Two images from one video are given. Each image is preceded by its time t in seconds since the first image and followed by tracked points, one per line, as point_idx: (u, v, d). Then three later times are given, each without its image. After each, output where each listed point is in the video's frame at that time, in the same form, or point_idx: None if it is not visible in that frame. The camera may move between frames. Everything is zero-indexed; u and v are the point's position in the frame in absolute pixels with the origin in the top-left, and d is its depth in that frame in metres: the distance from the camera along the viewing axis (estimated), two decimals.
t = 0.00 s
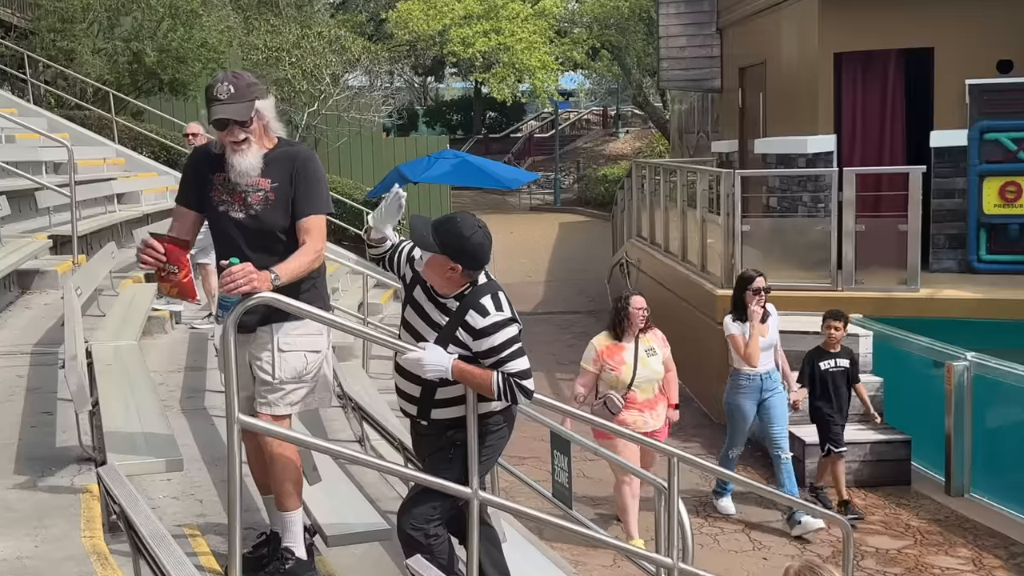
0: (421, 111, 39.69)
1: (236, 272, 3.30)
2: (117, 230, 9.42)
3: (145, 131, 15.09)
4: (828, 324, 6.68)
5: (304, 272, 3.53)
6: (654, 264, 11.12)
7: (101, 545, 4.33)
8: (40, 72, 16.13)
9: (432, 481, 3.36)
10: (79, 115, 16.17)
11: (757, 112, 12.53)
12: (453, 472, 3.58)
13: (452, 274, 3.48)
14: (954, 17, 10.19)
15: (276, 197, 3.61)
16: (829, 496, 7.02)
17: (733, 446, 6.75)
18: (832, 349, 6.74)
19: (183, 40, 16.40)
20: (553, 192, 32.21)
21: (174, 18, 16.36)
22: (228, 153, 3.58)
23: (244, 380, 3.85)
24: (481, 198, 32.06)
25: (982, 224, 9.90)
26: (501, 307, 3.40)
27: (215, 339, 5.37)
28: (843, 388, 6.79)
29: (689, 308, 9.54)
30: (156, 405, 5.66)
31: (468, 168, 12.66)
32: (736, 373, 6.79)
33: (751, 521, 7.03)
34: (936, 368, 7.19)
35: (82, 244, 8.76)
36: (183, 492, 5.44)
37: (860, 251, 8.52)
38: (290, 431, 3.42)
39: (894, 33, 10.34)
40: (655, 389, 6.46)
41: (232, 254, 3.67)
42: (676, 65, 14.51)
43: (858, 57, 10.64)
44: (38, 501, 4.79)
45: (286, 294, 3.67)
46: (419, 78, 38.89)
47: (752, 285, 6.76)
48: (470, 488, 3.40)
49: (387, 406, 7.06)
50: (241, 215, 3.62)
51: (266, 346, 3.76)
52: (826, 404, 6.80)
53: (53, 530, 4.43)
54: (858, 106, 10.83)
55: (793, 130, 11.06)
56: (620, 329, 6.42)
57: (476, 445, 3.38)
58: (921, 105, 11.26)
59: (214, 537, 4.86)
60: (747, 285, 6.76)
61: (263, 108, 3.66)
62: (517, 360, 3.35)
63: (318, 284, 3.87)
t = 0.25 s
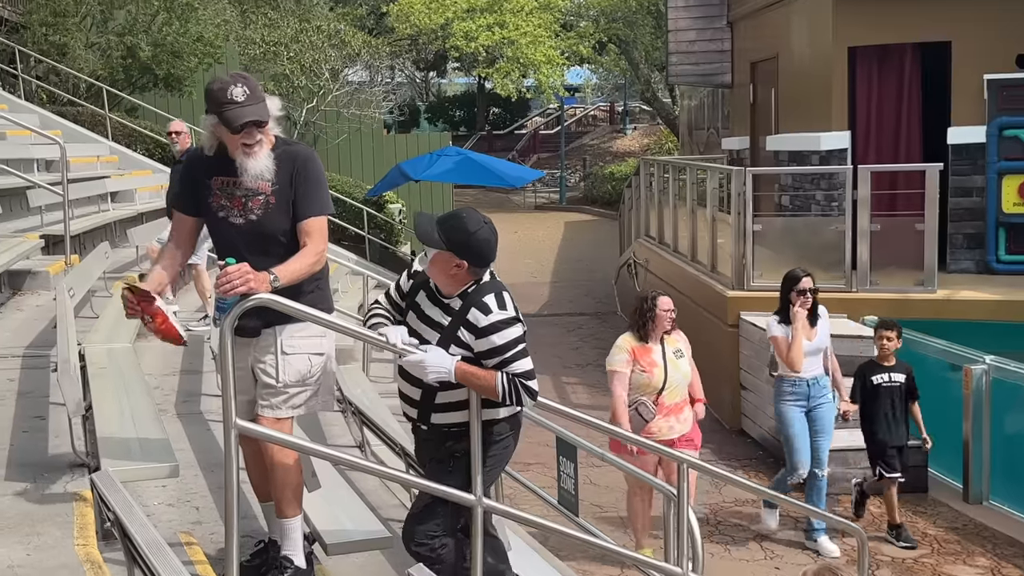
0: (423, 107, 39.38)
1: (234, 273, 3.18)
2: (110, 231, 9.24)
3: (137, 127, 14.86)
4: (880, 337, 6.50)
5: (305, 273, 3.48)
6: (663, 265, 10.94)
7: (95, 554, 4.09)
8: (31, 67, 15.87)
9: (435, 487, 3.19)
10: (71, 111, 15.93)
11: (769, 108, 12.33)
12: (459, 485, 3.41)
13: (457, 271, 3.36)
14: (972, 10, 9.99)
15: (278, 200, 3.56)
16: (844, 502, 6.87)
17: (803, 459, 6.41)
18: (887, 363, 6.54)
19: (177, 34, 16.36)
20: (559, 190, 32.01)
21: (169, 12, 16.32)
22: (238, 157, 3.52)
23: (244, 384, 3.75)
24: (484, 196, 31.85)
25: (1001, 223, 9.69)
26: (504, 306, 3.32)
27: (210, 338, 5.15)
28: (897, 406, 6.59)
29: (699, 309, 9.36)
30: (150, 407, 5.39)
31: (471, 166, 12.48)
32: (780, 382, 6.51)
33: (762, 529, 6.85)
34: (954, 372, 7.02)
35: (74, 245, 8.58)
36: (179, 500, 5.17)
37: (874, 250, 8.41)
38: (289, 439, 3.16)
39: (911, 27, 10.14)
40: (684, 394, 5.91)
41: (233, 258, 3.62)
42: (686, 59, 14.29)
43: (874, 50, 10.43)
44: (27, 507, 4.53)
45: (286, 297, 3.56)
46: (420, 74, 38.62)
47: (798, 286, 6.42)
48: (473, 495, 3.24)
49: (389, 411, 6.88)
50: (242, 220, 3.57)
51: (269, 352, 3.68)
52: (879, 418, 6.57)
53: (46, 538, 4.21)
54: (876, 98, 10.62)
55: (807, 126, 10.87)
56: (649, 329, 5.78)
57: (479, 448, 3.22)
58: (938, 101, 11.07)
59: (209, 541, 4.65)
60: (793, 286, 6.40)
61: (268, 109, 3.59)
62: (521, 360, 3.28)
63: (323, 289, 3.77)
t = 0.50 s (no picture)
0: (426, 104, 39.24)
1: (235, 273, 3.08)
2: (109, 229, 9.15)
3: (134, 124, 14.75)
4: (937, 347, 6.21)
5: (307, 278, 3.39)
6: (669, 265, 10.84)
7: (93, 558, 3.95)
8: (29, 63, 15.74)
9: (439, 493, 3.08)
10: (70, 108, 15.83)
11: (776, 105, 12.22)
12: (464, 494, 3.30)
13: (465, 273, 3.26)
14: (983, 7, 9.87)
15: (283, 206, 3.47)
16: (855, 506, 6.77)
17: (850, 482, 6.01)
18: (942, 375, 6.24)
19: (176, 30, 16.36)
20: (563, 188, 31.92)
21: (167, 8, 16.29)
22: (249, 163, 3.41)
23: (245, 386, 3.64)
24: (487, 194, 31.76)
25: (1012, 223, 9.57)
26: (511, 309, 3.24)
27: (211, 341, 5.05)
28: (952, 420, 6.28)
29: (705, 311, 9.30)
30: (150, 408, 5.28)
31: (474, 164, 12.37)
32: (820, 398, 6.14)
33: (771, 533, 6.73)
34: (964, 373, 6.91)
35: (72, 244, 8.48)
36: (179, 503, 5.05)
37: (884, 251, 8.34)
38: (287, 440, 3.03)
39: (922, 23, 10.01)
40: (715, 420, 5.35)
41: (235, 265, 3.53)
42: (692, 56, 14.18)
43: (883, 47, 10.32)
44: (24, 510, 4.40)
45: (287, 298, 3.45)
46: (422, 72, 38.52)
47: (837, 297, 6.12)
48: (479, 500, 3.15)
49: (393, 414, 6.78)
50: (247, 225, 3.48)
51: (270, 354, 3.57)
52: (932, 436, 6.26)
53: (43, 544, 4.08)
54: (886, 94, 10.49)
55: (816, 123, 10.76)
56: (683, 347, 5.36)
57: (483, 451, 3.11)
58: (948, 99, 10.95)
59: (208, 545, 4.52)
60: (832, 297, 6.12)
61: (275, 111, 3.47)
62: (524, 366, 3.19)
63: (326, 289, 3.66)
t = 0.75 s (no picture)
0: (427, 103, 39.17)
1: (236, 273, 3.04)
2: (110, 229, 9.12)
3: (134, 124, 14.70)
4: (992, 356, 5.96)
5: (304, 276, 3.35)
6: (672, 265, 10.81)
7: (93, 560, 3.92)
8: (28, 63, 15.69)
9: (440, 494, 3.03)
10: (70, 108, 15.79)
11: (780, 104, 12.18)
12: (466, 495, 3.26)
13: (490, 270, 3.30)
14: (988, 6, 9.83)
15: (283, 204, 3.43)
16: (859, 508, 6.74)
17: (897, 503, 5.64)
18: (998, 386, 6.01)
19: (176, 29, 16.28)
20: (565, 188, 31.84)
21: (168, 7, 16.23)
22: (253, 160, 3.38)
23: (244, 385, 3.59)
24: (489, 194, 31.68)
25: (1018, 223, 9.53)
26: (536, 309, 3.26)
27: (213, 341, 5.02)
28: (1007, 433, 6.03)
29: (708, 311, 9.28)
30: (150, 409, 5.24)
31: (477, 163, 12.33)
32: (860, 415, 5.74)
33: (775, 535, 6.69)
34: (970, 373, 6.86)
35: (73, 244, 8.45)
36: (179, 504, 5.02)
37: (889, 250, 8.31)
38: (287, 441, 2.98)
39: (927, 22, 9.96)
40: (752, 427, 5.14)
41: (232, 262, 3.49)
42: (696, 55, 14.13)
43: (888, 46, 10.27)
44: (24, 511, 4.36)
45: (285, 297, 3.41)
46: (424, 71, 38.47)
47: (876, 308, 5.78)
48: (480, 501, 3.10)
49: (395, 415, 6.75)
50: (247, 221, 3.45)
51: (268, 353, 3.53)
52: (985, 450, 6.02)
53: (43, 545, 4.04)
54: (890, 93, 10.44)
55: (820, 123, 10.72)
56: (718, 349, 5.11)
57: (484, 453, 3.06)
58: (952, 99, 10.90)
59: (208, 547, 4.49)
60: (872, 308, 5.78)
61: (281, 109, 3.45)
62: (531, 371, 3.20)
63: (325, 288, 3.62)
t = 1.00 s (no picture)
0: (428, 103, 39.16)
1: (236, 273, 3.03)
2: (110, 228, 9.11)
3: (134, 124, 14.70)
4: None
5: (304, 271, 3.33)
6: (673, 265, 10.80)
7: (93, 560, 3.91)
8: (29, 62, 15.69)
9: (443, 494, 3.02)
10: (70, 108, 15.79)
11: (781, 104, 12.17)
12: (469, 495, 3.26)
13: (507, 269, 3.31)
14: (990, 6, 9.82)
15: (285, 200, 3.44)
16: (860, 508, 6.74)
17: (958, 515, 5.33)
18: None
19: (177, 29, 16.28)
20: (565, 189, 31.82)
21: (168, 7, 16.25)
22: (258, 157, 3.38)
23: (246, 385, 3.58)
24: (489, 194, 31.67)
25: (1019, 223, 9.52)
26: (555, 310, 3.30)
27: (212, 341, 5.01)
28: None
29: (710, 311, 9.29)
30: (150, 409, 5.23)
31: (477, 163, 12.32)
32: (906, 427, 5.43)
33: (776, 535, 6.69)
34: (971, 374, 6.85)
35: (73, 244, 8.45)
36: (179, 505, 5.01)
37: (890, 250, 8.29)
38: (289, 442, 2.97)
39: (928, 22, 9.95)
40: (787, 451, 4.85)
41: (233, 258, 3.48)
42: (697, 55, 14.13)
43: (890, 45, 10.25)
44: (24, 512, 4.35)
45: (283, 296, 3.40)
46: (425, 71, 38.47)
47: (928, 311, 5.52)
48: (482, 501, 3.09)
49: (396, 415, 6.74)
50: (248, 217, 3.45)
51: (269, 352, 3.53)
52: None
53: (43, 546, 4.03)
54: (891, 92, 10.43)
55: (821, 123, 10.71)
56: (749, 370, 4.82)
57: (487, 453, 3.05)
58: (954, 99, 10.90)
59: (209, 547, 4.48)
60: (922, 311, 5.52)
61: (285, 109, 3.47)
62: (535, 373, 3.23)
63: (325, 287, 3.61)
